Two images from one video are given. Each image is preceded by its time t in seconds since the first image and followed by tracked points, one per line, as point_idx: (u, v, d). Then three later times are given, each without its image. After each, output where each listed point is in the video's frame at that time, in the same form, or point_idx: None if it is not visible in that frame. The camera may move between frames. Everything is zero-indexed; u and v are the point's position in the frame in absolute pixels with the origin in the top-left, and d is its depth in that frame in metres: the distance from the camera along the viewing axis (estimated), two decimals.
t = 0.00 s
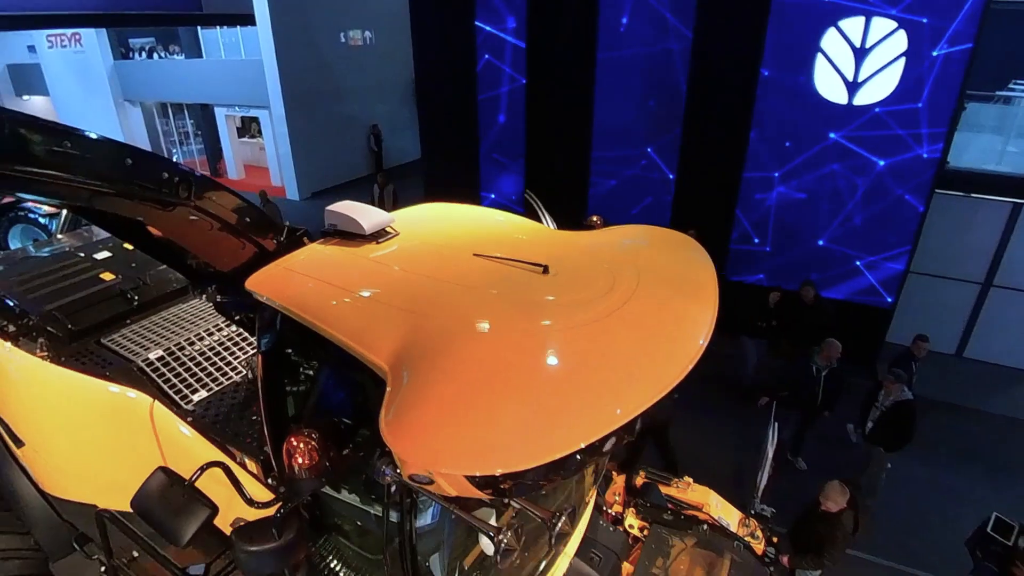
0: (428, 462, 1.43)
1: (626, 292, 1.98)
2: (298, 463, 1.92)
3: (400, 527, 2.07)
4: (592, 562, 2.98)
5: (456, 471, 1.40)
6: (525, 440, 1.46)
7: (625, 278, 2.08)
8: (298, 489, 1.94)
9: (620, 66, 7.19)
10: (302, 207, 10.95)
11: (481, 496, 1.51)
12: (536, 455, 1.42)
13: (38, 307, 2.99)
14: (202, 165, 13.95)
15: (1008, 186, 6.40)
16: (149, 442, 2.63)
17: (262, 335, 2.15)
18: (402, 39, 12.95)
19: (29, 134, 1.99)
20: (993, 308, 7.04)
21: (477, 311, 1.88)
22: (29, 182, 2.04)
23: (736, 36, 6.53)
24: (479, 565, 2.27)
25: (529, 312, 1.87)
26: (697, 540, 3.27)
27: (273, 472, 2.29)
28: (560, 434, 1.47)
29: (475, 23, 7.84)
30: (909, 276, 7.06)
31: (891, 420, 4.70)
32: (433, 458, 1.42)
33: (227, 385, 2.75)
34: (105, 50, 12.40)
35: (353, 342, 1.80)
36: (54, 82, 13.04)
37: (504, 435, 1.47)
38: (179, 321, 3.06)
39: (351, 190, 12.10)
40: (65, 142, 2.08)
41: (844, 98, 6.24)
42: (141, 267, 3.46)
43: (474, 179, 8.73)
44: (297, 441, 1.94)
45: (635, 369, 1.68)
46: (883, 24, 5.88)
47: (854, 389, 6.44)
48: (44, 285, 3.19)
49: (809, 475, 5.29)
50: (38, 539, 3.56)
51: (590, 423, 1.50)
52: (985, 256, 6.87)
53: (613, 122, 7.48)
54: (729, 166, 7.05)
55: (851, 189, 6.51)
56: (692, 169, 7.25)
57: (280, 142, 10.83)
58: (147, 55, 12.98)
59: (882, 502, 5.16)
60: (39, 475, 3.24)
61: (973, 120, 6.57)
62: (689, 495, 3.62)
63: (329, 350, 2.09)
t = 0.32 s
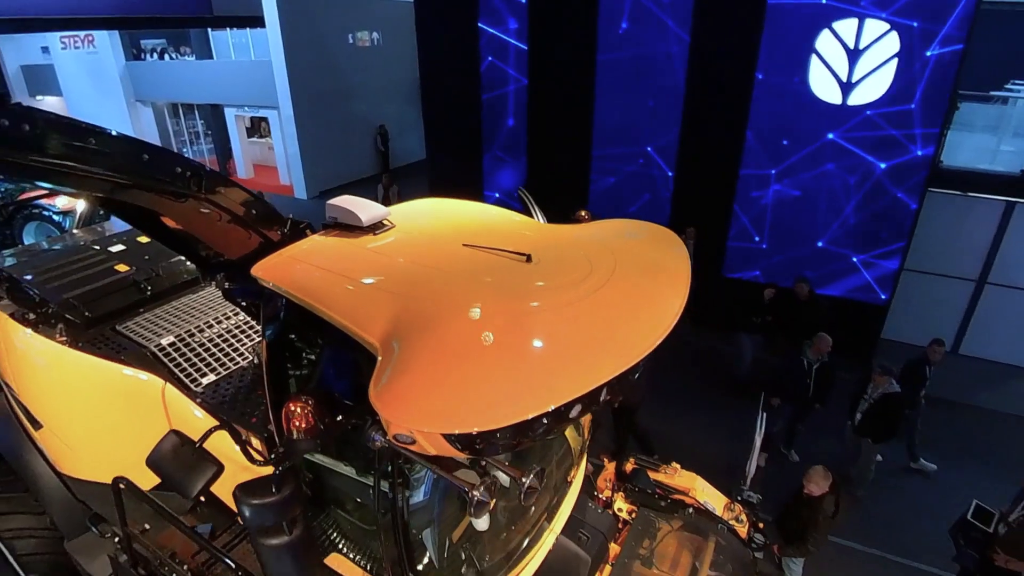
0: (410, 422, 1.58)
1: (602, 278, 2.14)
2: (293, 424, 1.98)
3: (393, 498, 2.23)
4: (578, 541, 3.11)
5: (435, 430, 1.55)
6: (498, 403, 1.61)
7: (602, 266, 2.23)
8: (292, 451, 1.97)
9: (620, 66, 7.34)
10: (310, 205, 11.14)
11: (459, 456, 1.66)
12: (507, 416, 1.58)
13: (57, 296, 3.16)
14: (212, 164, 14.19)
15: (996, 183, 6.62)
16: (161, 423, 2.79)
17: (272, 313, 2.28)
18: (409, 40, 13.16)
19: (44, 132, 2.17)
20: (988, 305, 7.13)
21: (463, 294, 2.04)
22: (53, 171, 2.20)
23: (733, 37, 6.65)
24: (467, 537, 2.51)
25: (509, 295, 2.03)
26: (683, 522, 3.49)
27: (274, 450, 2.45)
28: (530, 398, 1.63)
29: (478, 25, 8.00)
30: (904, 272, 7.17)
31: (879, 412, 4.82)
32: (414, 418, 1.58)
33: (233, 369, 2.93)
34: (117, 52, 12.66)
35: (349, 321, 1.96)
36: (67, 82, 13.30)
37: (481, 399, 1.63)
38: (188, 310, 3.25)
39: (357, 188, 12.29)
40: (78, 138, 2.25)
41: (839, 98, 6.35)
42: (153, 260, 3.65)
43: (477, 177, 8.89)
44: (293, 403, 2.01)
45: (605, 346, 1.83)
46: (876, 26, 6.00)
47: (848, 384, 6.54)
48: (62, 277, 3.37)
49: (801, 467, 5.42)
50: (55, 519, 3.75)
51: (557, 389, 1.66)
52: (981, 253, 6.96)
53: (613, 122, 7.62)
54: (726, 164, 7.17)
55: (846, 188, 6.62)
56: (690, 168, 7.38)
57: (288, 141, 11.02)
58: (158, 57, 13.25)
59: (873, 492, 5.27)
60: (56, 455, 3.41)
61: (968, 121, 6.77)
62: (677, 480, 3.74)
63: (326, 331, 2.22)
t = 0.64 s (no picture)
0: (400, 382, 1.75)
1: (585, 263, 2.31)
2: (301, 389, 2.06)
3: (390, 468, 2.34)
4: (568, 518, 3.30)
5: (426, 389, 1.72)
6: (480, 366, 1.78)
7: (585, 252, 2.40)
8: (297, 413, 2.08)
9: (619, 68, 7.51)
10: (316, 204, 11.32)
11: (448, 415, 1.83)
12: (487, 378, 1.75)
13: (76, 284, 3.34)
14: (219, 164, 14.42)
15: (988, 184, 6.74)
16: (174, 402, 2.96)
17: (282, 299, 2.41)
18: (413, 43, 13.37)
19: (73, 124, 2.35)
20: (982, 303, 7.26)
21: (454, 275, 2.21)
22: (74, 155, 2.39)
23: (728, 39, 6.82)
24: (460, 510, 2.65)
25: (497, 277, 2.20)
26: (670, 506, 3.63)
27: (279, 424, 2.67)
28: (510, 363, 1.80)
29: (480, 29, 8.20)
30: (897, 271, 7.33)
31: (866, 403, 4.93)
32: (404, 378, 1.75)
33: (242, 352, 3.09)
34: (127, 53, 12.93)
35: (349, 299, 2.12)
36: (78, 84, 13.55)
37: (466, 363, 1.80)
38: (200, 298, 3.42)
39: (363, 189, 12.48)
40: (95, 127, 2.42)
41: (832, 99, 6.50)
42: (166, 251, 3.83)
43: (479, 178, 9.08)
44: (300, 369, 2.07)
45: (584, 321, 2.00)
46: (868, 29, 6.16)
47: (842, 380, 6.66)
48: (81, 267, 3.55)
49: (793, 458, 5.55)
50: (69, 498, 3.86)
51: (536, 355, 1.83)
52: (974, 252, 7.11)
53: (612, 122, 7.79)
54: (723, 164, 7.32)
55: (839, 189, 6.77)
56: (687, 168, 7.53)
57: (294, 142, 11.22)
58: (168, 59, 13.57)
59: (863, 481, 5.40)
60: (70, 436, 3.58)
61: (960, 121, 6.79)
62: (666, 465, 3.86)
63: (332, 313, 2.34)
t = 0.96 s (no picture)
0: (398, 345, 1.93)
1: (572, 247, 2.48)
2: (309, 355, 2.12)
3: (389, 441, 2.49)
4: (561, 499, 3.42)
5: (422, 352, 1.90)
6: (470, 332, 1.96)
7: (573, 237, 2.57)
8: (305, 375, 2.17)
9: (617, 70, 7.67)
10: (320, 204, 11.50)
11: (442, 376, 2.01)
12: (476, 342, 1.93)
13: (94, 271, 3.51)
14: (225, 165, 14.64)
15: (980, 185, 6.87)
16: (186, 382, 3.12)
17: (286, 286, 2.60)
18: (417, 47, 13.56)
19: (101, 109, 2.50)
20: (974, 304, 7.40)
21: (450, 255, 2.39)
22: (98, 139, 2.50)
23: (725, 42, 6.99)
24: (456, 484, 2.79)
25: (489, 257, 2.37)
26: (659, 489, 3.82)
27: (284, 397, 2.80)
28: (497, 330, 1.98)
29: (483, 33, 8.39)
30: (889, 270, 7.48)
31: (854, 396, 5.05)
32: (401, 341, 1.93)
33: (251, 337, 3.24)
34: (135, 56, 13.23)
35: (353, 276, 2.30)
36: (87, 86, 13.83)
37: (458, 329, 1.97)
38: (211, 286, 3.57)
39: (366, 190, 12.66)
40: (118, 113, 2.55)
41: (826, 101, 6.67)
42: (178, 242, 4.00)
43: (481, 180, 9.25)
44: (308, 337, 2.13)
45: (568, 296, 2.17)
46: (861, 32, 6.32)
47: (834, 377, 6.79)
48: (97, 256, 3.71)
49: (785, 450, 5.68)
50: (84, 479, 4.02)
51: (521, 323, 2.01)
52: (966, 253, 7.25)
53: (611, 123, 7.95)
54: (720, 164, 7.48)
55: (834, 190, 6.92)
56: (684, 169, 7.69)
57: (299, 143, 11.41)
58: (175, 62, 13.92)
59: (853, 474, 5.52)
60: (86, 418, 3.74)
61: (950, 123, 6.86)
62: (655, 451, 3.94)
63: (338, 296, 2.49)
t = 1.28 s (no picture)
0: (396, 322, 2.11)
1: (558, 236, 2.66)
2: (315, 333, 2.32)
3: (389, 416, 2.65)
4: (552, 480, 3.58)
5: (418, 328, 2.09)
6: (462, 310, 2.15)
7: (560, 227, 2.75)
8: (311, 349, 2.38)
9: (616, 71, 7.88)
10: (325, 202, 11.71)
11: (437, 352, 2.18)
12: (466, 319, 2.11)
13: (112, 260, 3.71)
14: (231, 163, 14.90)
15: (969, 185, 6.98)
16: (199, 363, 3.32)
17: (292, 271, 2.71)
18: (422, 48, 13.75)
19: (126, 105, 2.62)
20: (965, 300, 7.67)
21: (445, 243, 2.57)
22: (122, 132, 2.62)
23: (720, 44, 7.19)
24: (451, 461, 2.97)
25: (481, 245, 2.56)
26: (648, 472, 3.97)
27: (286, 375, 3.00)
28: (486, 309, 2.16)
29: (486, 34, 8.58)
30: (882, 268, 7.80)
31: (841, 387, 5.21)
32: (399, 318, 2.11)
33: (260, 322, 3.43)
34: (146, 57, 13.50)
35: (355, 261, 2.48)
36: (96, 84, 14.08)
37: (450, 307, 2.16)
38: (222, 275, 3.76)
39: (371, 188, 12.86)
40: (139, 108, 2.67)
41: (818, 101, 6.87)
42: (191, 233, 4.20)
43: (483, 178, 9.44)
44: (314, 315, 2.33)
45: (552, 279, 2.36)
46: (852, 34, 6.52)
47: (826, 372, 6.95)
48: (114, 246, 3.91)
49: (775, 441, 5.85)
50: (99, 458, 4.22)
51: (508, 304, 2.20)
52: (957, 250, 7.55)
53: (609, 123, 8.14)
54: (715, 163, 7.66)
55: (827, 188, 7.09)
56: (681, 168, 7.87)
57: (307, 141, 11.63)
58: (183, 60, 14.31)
59: (842, 464, 5.68)
60: (101, 399, 3.94)
61: (940, 123, 7.13)
62: (644, 436, 4.22)
63: (341, 282, 2.66)
